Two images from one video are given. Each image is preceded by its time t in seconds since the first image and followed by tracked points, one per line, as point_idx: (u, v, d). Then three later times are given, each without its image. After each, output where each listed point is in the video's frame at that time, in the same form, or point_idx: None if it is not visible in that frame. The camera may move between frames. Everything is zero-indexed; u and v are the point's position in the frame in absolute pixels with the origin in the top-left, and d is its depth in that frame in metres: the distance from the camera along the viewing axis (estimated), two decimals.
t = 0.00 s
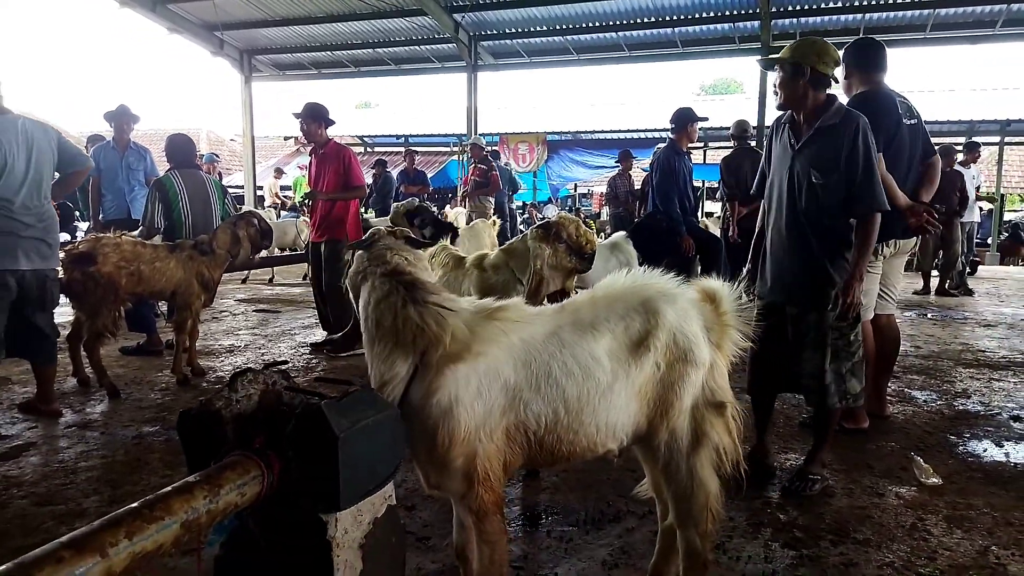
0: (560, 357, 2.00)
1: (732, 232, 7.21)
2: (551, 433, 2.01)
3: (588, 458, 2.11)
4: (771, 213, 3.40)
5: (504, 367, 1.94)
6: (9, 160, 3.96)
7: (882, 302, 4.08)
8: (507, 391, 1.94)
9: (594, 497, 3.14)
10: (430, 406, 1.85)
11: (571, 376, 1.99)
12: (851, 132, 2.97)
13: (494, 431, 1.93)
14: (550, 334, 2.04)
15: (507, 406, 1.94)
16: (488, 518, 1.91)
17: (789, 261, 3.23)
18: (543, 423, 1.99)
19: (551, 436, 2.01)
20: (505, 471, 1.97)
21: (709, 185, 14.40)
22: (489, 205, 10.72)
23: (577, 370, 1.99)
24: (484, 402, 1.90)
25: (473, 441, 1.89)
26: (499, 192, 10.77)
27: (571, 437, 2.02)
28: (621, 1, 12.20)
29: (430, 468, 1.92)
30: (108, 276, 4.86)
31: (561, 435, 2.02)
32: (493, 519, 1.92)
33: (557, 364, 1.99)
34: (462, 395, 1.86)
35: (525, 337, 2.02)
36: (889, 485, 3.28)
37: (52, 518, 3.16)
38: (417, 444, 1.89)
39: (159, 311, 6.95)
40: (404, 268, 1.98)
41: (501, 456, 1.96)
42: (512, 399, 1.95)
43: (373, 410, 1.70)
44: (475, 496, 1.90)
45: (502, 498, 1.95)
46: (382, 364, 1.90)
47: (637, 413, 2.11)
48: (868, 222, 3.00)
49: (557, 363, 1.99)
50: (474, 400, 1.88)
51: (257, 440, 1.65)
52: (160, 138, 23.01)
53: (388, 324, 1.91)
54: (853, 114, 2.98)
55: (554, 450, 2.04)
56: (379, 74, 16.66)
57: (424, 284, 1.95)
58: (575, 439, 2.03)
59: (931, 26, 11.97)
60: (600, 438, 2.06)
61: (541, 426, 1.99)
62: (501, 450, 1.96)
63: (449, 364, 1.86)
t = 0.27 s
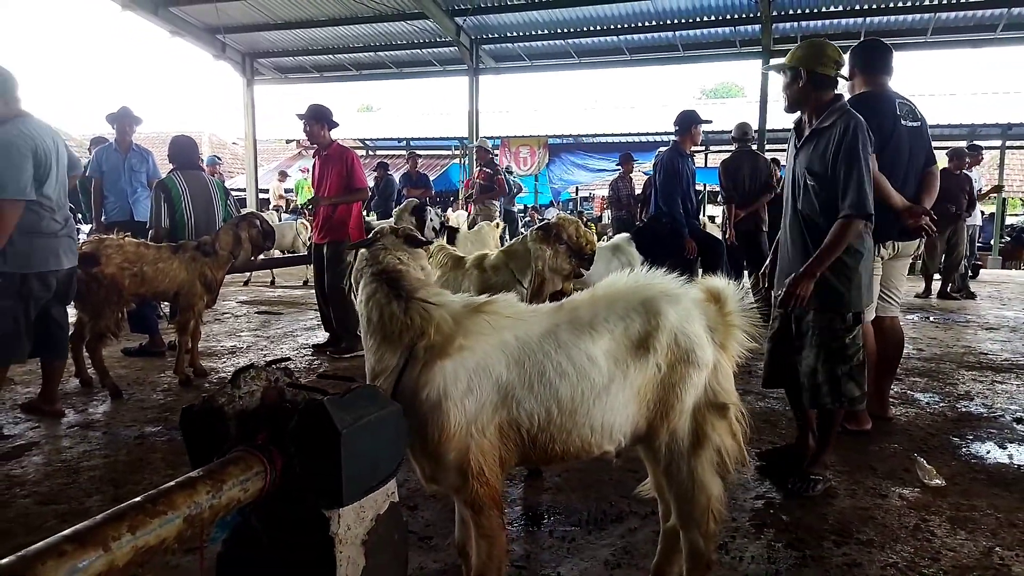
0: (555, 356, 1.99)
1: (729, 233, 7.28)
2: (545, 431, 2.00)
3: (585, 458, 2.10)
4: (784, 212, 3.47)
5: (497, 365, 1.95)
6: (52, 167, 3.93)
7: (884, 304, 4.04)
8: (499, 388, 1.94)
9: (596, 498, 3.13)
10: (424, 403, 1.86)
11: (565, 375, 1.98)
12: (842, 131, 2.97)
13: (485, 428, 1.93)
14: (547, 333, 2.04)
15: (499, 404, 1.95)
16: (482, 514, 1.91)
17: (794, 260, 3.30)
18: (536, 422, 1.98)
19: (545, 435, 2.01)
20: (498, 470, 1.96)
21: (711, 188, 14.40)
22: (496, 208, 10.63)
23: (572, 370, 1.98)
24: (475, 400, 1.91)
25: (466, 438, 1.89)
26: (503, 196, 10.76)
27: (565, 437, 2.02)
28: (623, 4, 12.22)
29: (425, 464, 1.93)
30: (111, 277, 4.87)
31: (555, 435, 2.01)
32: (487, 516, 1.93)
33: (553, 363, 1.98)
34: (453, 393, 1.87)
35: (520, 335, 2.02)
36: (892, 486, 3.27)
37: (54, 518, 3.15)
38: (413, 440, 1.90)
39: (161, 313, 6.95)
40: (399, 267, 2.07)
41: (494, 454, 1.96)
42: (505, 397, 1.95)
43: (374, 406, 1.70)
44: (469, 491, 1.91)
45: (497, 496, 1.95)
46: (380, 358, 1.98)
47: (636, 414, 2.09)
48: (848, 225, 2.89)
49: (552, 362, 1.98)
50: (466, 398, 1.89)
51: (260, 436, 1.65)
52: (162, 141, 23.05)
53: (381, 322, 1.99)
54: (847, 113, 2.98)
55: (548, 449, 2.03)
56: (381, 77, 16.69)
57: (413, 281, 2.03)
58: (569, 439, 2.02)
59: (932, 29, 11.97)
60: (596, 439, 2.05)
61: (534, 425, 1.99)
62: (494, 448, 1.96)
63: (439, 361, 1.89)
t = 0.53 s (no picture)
0: (549, 343, 1.98)
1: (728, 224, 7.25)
2: (539, 418, 2.00)
3: (579, 446, 2.09)
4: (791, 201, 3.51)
5: (491, 351, 1.95)
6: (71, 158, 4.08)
7: (886, 296, 3.95)
8: (493, 374, 1.94)
9: (596, 488, 3.13)
10: (418, 389, 1.86)
11: (559, 362, 1.97)
12: (834, 119, 3.00)
13: (479, 415, 1.93)
14: (541, 320, 2.03)
15: (492, 390, 1.95)
16: (478, 500, 1.91)
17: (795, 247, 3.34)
18: (529, 409, 1.98)
19: (539, 422, 2.00)
20: (491, 456, 1.96)
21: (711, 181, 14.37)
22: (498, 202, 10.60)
23: (566, 357, 1.97)
24: (469, 386, 1.91)
25: (459, 424, 1.89)
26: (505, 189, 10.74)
27: (559, 424, 2.01)
28: None
29: (421, 450, 1.94)
30: (112, 269, 4.88)
31: (548, 422, 2.00)
32: (483, 502, 1.93)
33: (547, 350, 1.97)
34: (447, 379, 1.87)
35: (515, 321, 2.02)
36: (892, 476, 3.26)
37: (54, 508, 3.15)
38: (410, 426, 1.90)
39: (161, 305, 6.95)
40: (395, 255, 2.08)
41: (488, 441, 1.96)
42: (498, 384, 1.95)
43: (372, 393, 1.69)
44: (464, 477, 1.91)
45: (491, 482, 1.94)
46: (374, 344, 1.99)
47: (632, 401, 2.09)
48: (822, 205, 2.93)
49: (545, 349, 1.97)
50: (459, 384, 1.89)
51: (258, 423, 1.64)
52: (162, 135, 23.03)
53: (375, 308, 2.00)
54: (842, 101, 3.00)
55: (541, 436, 2.03)
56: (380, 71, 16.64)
57: (407, 268, 2.03)
58: (563, 426, 2.02)
59: (934, 21, 11.92)
60: (590, 426, 2.04)
61: (528, 411, 1.98)
62: (488, 434, 1.96)
63: (432, 347, 1.88)
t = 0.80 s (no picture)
0: (548, 341, 1.98)
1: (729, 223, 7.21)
2: (537, 416, 1.99)
3: (578, 444, 2.09)
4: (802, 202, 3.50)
5: (489, 348, 1.94)
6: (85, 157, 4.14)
7: (892, 295, 3.92)
8: (491, 372, 1.94)
9: (598, 488, 3.12)
10: (416, 387, 1.86)
11: (558, 360, 1.96)
12: (834, 118, 3.01)
13: (477, 412, 1.93)
14: (539, 318, 2.02)
15: (491, 388, 1.94)
16: (477, 497, 1.91)
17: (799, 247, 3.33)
18: (528, 407, 1.97)
19: (537, 419, 2.00)
20: (490, 454, 1.96)
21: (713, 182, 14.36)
22: (497, 203, 10.65)
23: (564, 355, 1.97)
24: (467, 384, 1.90)
25: (458, 423, 1.89)
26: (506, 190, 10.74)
27: (558, 421, 2.00)
28: None
29: (420, 447, 1.94)
30: (116, 269, 4.89)
31: (547, 419, 2.00)
32: (483, 499, 1.92)
33: (545, 346, 1.97)
34: (445, 376, 1.87)
35: (513, 319, 2.02)
36: (895, 476, 3.25)
37: (55, 507, 3.15)
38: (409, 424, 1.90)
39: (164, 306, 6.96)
40: (393, 253, 2.08)
41: (487, 439, 1.96)
42: (496, 381, 1.94)
43: (372, 391, 1.69)
44: (463, 474, 1.91)
45: (491, 479, 1.94)
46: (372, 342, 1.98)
47: (631, 399, 2.08)
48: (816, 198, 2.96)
49: (544, 347, 1.97)
50: (458, 381, 1.89)
51: (257, 421, 1.64)
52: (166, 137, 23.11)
53: (373, 307, 2.00)
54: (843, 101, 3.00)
55: (540, 434, 2.02)
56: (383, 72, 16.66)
57: (406, 267, 2.03)
58: (561, 423, 2.01)
59: (938, 21, 11.89)
60: (589, 424, 2.03)
61: (526, 409, 1.98)
62: (486, 432, 1.96)
63: (430, 344, 1.88)
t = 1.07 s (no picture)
0: (545, 342, 1.97)
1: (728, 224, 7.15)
2: (535, 417, 1.98)
3: (576, 445, 2.08)
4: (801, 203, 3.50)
5: (485, 349, 1.93)
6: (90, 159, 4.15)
7: (893, 297, 3.92)
8: (488, 374, 1.93)
9: (596, 489, 3.12)
10: (413, 389, 1.85)
11: (555, 361, 1.96)
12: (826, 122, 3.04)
13: (474, 414, 1.92)
14: (536, 319, 2.02)
15: (488, 389, 1.93)
16: (475, 499, 1.90)
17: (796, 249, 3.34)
18: (525, 408, 1.97)
19: (534, 420, 1.99)
20: (487, 456, 1.95)
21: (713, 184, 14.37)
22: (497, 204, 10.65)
23: (562, 355, 1.96)
24: (464, 385, 1.90)
25: (455, 424, 1.88)
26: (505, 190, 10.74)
27: (555, 423, 2.00)
28: None
29: (416, 448, 1.93)
30: (115, 269, 4.88)
31: (545, 421, 1.99)
32: (480, 501, 1.91)
33: (542, 348, 1.96)
34: (442, 378, 1.86)
35: (510, 320, 2.01)
36: (894, 478, 3.24)
37: (52, 507, 3.15)
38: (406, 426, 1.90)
39: (162, 306, 6.95)
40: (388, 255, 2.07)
41: (484, 440, 1.95)
42: (494, 383, 1.94)
43: (368, 392, 1.68)
44: (461, 476, 1.90)
45: (488, 480, 1.93)
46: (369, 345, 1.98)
47: (628, 400, 2.07)
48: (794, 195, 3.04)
49: (541, 348, 1.96)
50: (454, 383, 1.88)
51: (252, 421, 1.63)
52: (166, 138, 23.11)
53: (367, 309, 1.98)
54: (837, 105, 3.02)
55: (537, 435, 2.02)
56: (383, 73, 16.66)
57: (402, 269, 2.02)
58: (559, 425, 2.01)
59: (938, 23, 11.88)
60: (587, 425, 2.03)
61: (524, 410, 1.97)
62: (483, 434, 1.95)
63: (427, 346, 1.87)
